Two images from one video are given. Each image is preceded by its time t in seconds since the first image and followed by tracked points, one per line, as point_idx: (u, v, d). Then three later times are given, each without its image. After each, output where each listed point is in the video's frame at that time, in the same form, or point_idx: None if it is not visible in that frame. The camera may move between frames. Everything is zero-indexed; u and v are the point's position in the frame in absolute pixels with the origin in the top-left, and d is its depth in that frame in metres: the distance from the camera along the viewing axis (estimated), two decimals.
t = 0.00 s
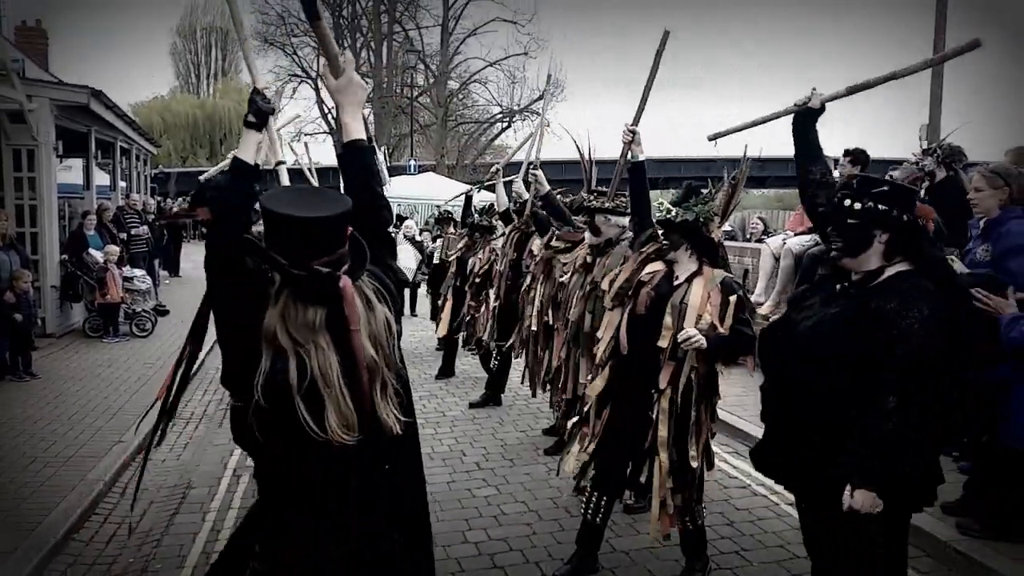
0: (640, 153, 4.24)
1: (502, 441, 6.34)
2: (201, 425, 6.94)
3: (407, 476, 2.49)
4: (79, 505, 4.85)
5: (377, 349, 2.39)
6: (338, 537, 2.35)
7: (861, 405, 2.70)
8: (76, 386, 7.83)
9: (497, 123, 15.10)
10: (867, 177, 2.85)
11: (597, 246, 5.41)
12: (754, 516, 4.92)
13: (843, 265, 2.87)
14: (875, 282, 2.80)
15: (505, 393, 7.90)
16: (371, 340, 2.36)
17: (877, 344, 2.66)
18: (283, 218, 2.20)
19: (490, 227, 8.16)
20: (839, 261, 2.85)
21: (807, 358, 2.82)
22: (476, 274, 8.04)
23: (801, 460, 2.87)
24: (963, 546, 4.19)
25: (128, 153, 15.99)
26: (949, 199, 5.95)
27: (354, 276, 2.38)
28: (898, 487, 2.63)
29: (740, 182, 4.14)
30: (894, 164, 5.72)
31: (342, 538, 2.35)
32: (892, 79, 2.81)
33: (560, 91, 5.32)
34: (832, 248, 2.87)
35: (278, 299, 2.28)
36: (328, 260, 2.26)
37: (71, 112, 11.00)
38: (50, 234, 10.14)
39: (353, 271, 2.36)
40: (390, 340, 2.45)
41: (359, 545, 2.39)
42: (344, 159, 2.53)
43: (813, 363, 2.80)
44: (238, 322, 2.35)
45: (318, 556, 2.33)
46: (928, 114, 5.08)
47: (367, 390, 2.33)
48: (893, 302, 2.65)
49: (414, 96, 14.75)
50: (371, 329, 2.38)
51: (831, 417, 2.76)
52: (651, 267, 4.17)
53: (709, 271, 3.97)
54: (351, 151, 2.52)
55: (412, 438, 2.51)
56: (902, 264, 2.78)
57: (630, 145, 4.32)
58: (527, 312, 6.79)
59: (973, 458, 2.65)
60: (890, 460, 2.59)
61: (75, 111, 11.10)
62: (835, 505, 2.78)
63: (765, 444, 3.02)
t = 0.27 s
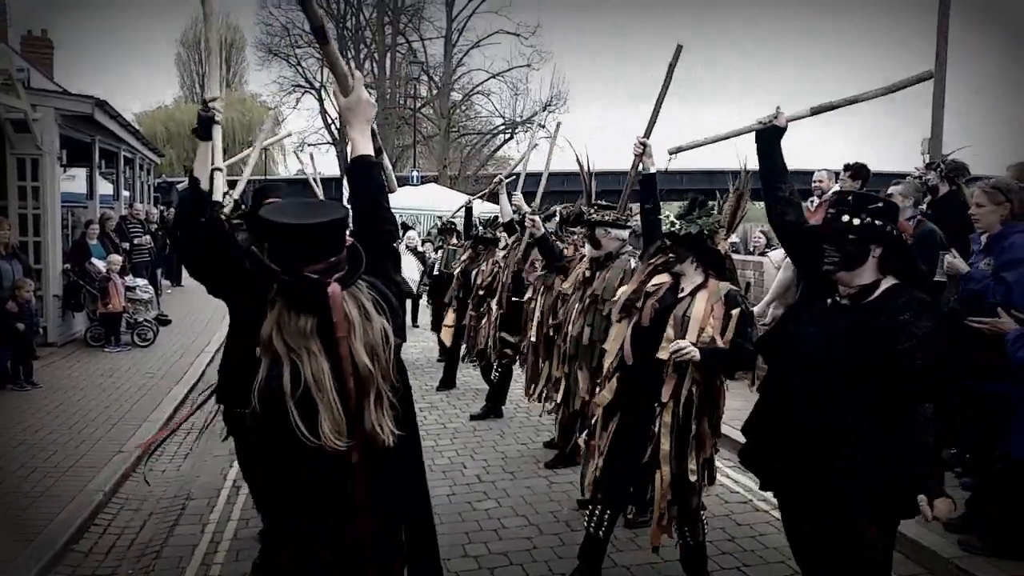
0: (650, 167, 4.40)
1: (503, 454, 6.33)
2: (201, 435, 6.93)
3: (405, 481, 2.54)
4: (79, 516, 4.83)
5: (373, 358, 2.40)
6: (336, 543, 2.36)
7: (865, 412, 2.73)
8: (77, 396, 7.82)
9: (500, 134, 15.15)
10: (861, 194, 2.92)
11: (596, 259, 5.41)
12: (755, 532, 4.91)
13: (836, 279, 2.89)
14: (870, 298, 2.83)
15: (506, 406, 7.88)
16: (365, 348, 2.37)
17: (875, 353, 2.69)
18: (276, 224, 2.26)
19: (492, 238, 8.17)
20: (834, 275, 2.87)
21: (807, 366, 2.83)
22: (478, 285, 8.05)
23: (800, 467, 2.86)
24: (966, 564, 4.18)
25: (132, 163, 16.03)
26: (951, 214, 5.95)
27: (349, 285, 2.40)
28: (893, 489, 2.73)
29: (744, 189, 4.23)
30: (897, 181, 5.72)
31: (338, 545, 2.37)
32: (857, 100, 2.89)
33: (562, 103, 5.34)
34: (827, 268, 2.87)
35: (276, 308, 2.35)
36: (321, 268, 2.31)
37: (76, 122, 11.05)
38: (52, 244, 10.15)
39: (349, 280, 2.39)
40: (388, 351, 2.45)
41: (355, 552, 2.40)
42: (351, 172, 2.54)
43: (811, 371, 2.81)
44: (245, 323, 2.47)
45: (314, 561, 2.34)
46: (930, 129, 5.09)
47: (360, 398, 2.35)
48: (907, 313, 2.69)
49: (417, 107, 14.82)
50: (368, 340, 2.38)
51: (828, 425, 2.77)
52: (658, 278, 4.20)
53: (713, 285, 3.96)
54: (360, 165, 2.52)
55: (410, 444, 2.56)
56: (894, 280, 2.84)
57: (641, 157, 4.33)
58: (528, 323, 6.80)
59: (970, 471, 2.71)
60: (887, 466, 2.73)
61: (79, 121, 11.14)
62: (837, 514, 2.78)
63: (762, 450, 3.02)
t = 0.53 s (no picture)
0: (657, 183, 4.43)
1: (506, 470, 6.30)
2: (204, 452, 6.91)
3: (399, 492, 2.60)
4: (82, 533, 4.81)
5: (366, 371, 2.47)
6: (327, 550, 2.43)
7: (864, 412, 2.84)
8: (80, 413, 7.81)
9: (502, 150, 15.21)
10: (864, 210, 3.01)
11: (594, 276, 5.41)
12: (760, 548, 4.88)
13: (832, 292, 2.98)
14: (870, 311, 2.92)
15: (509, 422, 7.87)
16: (357, 361, 2.44)
17: (875, 353, 2.83)
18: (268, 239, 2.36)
19: (495, 254, 8.20)
20: (833, 289, 2.96)
21: (807, 366, 2.93)
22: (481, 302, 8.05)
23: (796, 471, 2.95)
24: None
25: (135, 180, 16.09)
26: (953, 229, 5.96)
27: (342, 300, 2.47)
28: (894, 490, 2.82)
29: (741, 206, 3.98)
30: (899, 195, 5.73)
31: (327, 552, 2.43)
32: (830, 124, 2.92)
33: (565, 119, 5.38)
34: (830, 280, 2.96)
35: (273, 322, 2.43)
36: (314, 282, 2.40)
37: (81, 140, 11.12)
38: (56, 261, 10.18)
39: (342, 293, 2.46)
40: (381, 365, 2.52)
41: (346, 562, 2.47)
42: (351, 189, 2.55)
43: (812, 371, 2.92)
44: (242, 331, 2.52)
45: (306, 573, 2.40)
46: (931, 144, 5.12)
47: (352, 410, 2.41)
48: (911, 323, 2.81)
49: (420, 124, 14.90)
50: (361, 355, 2.46)
51: (828, 425, 2.87)
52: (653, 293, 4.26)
53: (703, 300, 3.96)
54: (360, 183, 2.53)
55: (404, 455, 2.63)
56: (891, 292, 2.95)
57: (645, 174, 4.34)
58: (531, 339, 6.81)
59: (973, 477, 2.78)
60: (887, 466, 2.83)
61: (84, 138, 11.20)
62: (832, 516, 2.87)
63: (762, 455, 3.10)
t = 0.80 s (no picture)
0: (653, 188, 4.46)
1: (505, 474, 6.30)
2: (203, 456, 6.91)
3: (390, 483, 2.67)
4: (81, 537, 4.81)
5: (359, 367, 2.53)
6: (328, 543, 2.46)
7: (860, 412, 2.83)
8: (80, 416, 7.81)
9: (502, 154, 15.24)
10: (861, 216, 3.00)
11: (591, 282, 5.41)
12: (760, 553, 4.87)
13: (826, 296, 2.99)
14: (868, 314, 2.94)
15: (509, 425, 7.87)
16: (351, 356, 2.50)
17: (873, 352, 2.83)
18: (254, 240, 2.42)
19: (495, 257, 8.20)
20: (831, 292, 2.97)
21: (804, 366, 2.94)
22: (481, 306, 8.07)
23: (795, 472, 2.94)
24: None
25: (136, 183, 16.10)
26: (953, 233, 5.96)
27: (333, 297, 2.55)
28: (892, 493, 2.81)
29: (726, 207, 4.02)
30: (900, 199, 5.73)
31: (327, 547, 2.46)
32: (811, 132, 2.92)
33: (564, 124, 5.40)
34: (828, 284, 2.97)
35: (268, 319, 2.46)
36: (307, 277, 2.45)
37: (81, 143, 11.14)
38: (57, 264, 10.18)
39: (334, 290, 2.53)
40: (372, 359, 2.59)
41: (346, 555, 2.51)
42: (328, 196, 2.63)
43: (809, 371, 2.93)
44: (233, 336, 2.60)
45: (304, 569, 2.43)
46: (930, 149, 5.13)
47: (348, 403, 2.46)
48: (906, 322, 2.82)
49: (420, 127, 14.92)
50: (353, 349, 2.53)
51: (826, 425, 2.87)
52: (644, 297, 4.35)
53: (688, 305, 4.02)
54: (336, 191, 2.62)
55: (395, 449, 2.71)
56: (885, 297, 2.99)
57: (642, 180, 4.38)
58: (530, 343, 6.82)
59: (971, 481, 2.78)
60: (883, 466, 2.82)
61: (84, 142, 11.21)
62: (830, 517, 2.86)
63: (760, 457, 3.08)
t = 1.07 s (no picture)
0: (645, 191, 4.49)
1: (507, 478, 6.29)
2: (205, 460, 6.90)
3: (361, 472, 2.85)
4: (83, 540, 4.80)
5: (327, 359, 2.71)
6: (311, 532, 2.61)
7: (858, 412, 2.84)
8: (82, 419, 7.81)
9: (504, 157, 15.25)
10: (850, 219, 3.04)
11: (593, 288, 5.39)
12: (762, 557, 4.87)
13: (823, 301, 3.01)
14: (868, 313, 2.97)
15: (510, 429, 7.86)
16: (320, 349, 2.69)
17: (873, 354, 2.85)
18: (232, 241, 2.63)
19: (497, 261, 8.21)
20: (829, 297, 2.99)
21: (801, 368, 2.91)
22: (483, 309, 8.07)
23: (793, 474, 2.91)
24: None
25: (138, 186, 16.10)
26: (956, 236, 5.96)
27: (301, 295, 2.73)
28: (891, 493, 2.83)
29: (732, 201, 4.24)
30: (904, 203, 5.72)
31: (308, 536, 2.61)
32: (804, 138, 2.91)
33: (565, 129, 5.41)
34: (825, 288, 2.99)
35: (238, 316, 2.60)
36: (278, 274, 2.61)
37: (85, 146, 11.15)
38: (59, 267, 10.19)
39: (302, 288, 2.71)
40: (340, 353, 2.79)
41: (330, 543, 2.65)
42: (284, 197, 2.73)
43: (806, 374, 2.90)
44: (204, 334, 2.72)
45: (288, 555, 2.57)
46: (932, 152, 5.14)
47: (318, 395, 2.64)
48: (906, 327, 2.89)
49: (423, 130, 14.95)
50: (323, 343, 2.72)
51: (824, 428, 2.85)
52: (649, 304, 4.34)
53: (695, 308, 3.99)
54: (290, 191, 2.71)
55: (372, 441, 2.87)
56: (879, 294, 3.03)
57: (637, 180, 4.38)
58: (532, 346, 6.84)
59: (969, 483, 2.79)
60: (882, 468, 2.83)
61: (87, 145, 11.22)
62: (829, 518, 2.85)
63: (758, 459, 3.01)
